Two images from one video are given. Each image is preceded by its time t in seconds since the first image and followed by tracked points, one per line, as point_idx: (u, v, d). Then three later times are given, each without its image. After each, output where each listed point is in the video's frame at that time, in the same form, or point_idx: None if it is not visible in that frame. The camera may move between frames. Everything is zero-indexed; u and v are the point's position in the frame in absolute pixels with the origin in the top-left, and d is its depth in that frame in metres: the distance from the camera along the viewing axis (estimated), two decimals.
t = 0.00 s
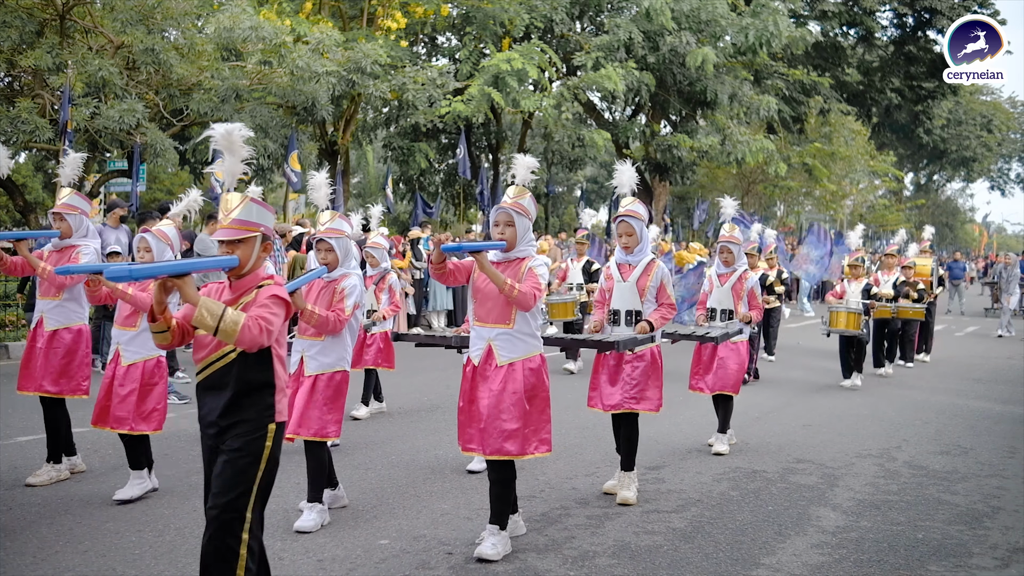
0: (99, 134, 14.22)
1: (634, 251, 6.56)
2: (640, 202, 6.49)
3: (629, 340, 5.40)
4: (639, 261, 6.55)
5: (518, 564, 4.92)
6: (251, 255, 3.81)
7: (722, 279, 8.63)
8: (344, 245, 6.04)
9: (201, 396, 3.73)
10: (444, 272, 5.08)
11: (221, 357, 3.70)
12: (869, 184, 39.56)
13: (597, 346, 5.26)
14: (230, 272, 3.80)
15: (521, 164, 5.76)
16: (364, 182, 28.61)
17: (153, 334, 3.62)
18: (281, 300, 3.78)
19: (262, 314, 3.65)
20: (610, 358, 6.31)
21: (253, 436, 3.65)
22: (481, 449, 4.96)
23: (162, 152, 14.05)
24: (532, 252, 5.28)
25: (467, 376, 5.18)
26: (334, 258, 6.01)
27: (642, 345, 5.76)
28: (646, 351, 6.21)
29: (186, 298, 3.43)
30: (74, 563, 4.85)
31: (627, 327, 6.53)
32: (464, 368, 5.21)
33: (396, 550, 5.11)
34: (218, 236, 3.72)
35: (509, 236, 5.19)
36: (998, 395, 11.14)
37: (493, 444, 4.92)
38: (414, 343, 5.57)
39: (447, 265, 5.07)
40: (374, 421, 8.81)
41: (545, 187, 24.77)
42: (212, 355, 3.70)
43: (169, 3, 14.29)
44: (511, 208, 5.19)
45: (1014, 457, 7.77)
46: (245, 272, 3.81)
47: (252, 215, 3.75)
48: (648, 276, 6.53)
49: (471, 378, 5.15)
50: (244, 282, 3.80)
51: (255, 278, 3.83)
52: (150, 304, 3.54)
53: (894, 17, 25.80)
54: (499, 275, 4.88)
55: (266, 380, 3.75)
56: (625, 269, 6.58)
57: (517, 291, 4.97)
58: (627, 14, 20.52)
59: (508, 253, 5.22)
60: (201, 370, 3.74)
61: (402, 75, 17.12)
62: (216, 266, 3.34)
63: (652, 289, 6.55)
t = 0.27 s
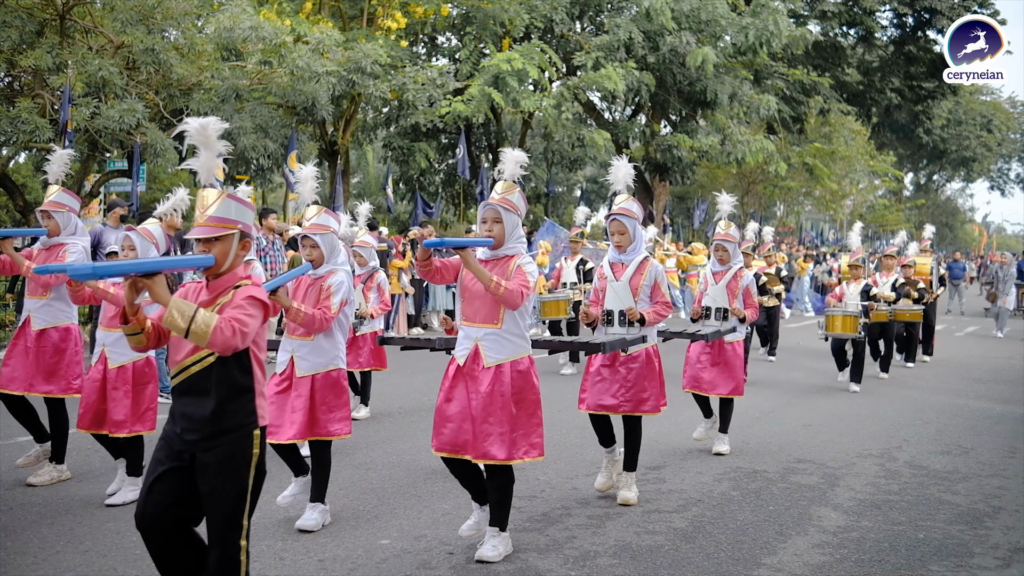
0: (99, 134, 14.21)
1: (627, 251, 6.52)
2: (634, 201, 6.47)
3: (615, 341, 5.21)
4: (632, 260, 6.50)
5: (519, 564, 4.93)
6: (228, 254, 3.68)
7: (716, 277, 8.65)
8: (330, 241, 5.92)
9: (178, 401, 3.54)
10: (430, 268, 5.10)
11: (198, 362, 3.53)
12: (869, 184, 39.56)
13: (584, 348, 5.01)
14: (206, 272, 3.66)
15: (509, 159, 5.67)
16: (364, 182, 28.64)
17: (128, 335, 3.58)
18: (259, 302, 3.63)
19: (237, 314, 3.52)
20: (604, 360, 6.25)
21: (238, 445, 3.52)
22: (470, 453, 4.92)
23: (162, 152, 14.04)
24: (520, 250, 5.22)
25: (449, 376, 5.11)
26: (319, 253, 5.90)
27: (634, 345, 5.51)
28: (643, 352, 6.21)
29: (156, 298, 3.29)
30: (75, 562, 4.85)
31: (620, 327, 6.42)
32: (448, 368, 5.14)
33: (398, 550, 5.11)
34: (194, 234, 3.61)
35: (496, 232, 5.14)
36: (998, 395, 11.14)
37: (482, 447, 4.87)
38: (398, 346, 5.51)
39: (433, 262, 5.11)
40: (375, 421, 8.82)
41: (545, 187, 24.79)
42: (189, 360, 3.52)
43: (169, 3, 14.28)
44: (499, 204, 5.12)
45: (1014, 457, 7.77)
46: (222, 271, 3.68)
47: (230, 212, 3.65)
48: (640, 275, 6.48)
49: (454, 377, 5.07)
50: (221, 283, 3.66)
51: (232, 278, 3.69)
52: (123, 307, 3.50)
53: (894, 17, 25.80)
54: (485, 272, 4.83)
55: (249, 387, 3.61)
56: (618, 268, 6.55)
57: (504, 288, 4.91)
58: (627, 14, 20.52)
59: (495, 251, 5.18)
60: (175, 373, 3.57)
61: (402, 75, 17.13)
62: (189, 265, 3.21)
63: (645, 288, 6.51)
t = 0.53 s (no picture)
0: (99, 134, 14.20)
1: (614, 251, 6.39)
2: (621, 201, 6.32)
3: (597, 346, 5.20)
4: (619, 262, 6.37)
5: (521, 563, 4.92)
6: (198, 256, 3.61)
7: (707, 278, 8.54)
8: (313, 241, 5.74)
9: (146, 409, 3.48)
10: (411, 272, 4.87)
11: (168, 367, 3.47)
12: (869, 184, 39.55)
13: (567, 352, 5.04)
14: (174, 274, 3.61)
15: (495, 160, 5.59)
16: (364, 183, 28.63)
17: (91, 340, 3.54)
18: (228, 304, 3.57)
19: (205, 319, 3.45)
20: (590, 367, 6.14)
21: (211, 453, 3.50)
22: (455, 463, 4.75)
23: (163, 152, 14.03)
24: (503, 253, 5.09)
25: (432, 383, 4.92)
26: (303, 255, 5.72)
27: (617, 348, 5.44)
28: (630, 356, 6.11)
29: (121, 303, 3.23)
30: (76, 562, 4.85)
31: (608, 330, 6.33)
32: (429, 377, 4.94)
33: (399, 550, 5.11)
34: (164, 235, 3.52)
35: (479, 235, 4.99)
36: (999, 395, 11.13)
37: (467, 454, 4.73)
38: (381, 347, 5.52)
39: (414, 265, 4.87)
40: (375, 421, 8.81)
41: (545, 187, 24.80)
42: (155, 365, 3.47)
43: (169, 3, 14.27)
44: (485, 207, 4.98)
45: (1015, 457, 7.77)
46: (192, 273, 3.61)
47: (201, 213, 3.58)
48: (628, 276, 6.33)
49: (436, 386, 4.89)
50: (190, 285, 3.59)
51: (203, 280, 3.62)
52: (87, 311, 3.46)
53: (893, 17, 25.80)
54: (466, 276, 4.67)
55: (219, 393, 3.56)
56: (605, 270, 6.42)
57: (485, 293, 4.77)
58: (627, 14, 20.51)
59: (478, 254, 5.04)
60: (143, 380, 3.51)
61: (402, 75, 17.13)
62: (156, 269, 3.15)
63: (633, 291, 6.35)
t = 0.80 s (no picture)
0: (100, 134, 14.20)
1: (598, 251, 6.27)
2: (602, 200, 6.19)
3: (581, 345, 5.17)
4: (603, 261, 6.26)
5: (523, 563, 4.92)
6: (160, 253, 3.59)
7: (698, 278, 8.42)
8: (295, 240, 5.72)
9: (98, 407, 3.45)
10: (389, 268, 4.83)
11: (123, 364, 3.43)
12: (869, 184, 39.53)
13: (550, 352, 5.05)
14: (135, 272, 3.57)
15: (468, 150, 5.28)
16: (363, 182, 28.62)
17: (51, 342, 3.50)
18: (190, 303, 3.50)
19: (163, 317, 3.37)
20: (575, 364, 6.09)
21: (157, 454, 3.42)
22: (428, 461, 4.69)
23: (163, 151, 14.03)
24: (482, 248, 4.99)
25: (416, 384, 4.91)
26: (284, 254, 5.69)
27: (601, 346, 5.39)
28: (612, 353, 6.02)
29: (79, 303, 3.14)
30: (77, 562, 4.85)
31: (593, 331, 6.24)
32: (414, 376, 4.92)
33: (400, 550, 5.10)
34: (124, 231, 3.53)
35: (457, 229, 4.92)
36: (1000, 395, 11.12)
37: (440, 454, 4.64)
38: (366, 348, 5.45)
39: (392, 261, 4.82)
40: (375, 421, 8.81)
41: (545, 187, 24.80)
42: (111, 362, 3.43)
43: (169, 3, 14.25)
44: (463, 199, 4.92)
45: (1017, 456, 7.76)
46: (153, 270, 3.57)
47: (162, 208, 3.57)
48: (613, 275, 6.24)
49: (420, 385, 4.87)
50: (150, 282, 3.55)
51: (164, 277, 3.58)
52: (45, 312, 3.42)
53: (894, 17, 25.81)
54: (445, 270, 4.60)
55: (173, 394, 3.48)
56: (589, 268, 6.31)
57: (466, 288, 4.68)
58: (627, 14, 20.50)
59: (457, 250, 4.95)
60: (99, 378, 3.47)
61: (402, 75, 17.11)
62: (121, 268, 3.09)
63: (618, 289, 6.27)
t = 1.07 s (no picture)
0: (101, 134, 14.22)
1: (586, 251, 6.09)
2: (593, 198, 6.04)
3: (571, 348, 4.88)
4: (591, 261, 6.07)
5: (524, 564, 4.91)
6: (128, 257, 3.33)
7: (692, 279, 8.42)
8: (274, 242, 5.48)
9: (58, 420, 3.20)
10: (375, 270, 4.58)
11: (85, 374, 3.19)
12: (869, 184, 39.54)
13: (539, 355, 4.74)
14: (102, 276, 3.32)
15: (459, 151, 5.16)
16: (363, 182, 28.61)
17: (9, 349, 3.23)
18: (158, 310, 3.28)
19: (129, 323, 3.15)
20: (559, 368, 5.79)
21: (120, 470, 3.18)
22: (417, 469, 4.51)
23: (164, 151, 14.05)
24: (474, 249, 4.79)
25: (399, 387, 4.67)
26: (263, 257, 5.46)
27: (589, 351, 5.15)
28: (600, 359, 5.77)
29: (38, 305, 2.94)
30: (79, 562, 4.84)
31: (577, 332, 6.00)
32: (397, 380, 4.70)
33: (401, 550, 5.10)
34: (90, 233, 3.25)
35: (448, 230, 4.70)
36: (1001, 395, 11.11)
37: (427, 464, 4.46)
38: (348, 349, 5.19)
39: (379, 265, 4.59)
40: (376, 421, 8.80)
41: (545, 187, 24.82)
42: (73, 372, 3.19)
43: (170, 3, 14.24)
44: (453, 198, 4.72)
45: (1018, 457, 7.76)
46: (120, 275, 3.33)
47: (131, 208, 3.30)
48: (600, 277, 6.03)
49: (405, 390, 4.65)
50: (118, 288, 3.32)
51: (132, 283, 3.34)
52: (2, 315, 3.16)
53: (894, 17, 25.84)
54: (432, 274, 4.36)
55: (135, 404, 3.24)
56: (576, 270, 6.11)
57: (453, 293, 4.44)
58: (627, 14, 20.51)
59: (447, 250, 4.74)
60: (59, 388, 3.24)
61: (402, 75, 17.09)
62: (83, 269, 2.87)
63: (605, 292, 6.05)
